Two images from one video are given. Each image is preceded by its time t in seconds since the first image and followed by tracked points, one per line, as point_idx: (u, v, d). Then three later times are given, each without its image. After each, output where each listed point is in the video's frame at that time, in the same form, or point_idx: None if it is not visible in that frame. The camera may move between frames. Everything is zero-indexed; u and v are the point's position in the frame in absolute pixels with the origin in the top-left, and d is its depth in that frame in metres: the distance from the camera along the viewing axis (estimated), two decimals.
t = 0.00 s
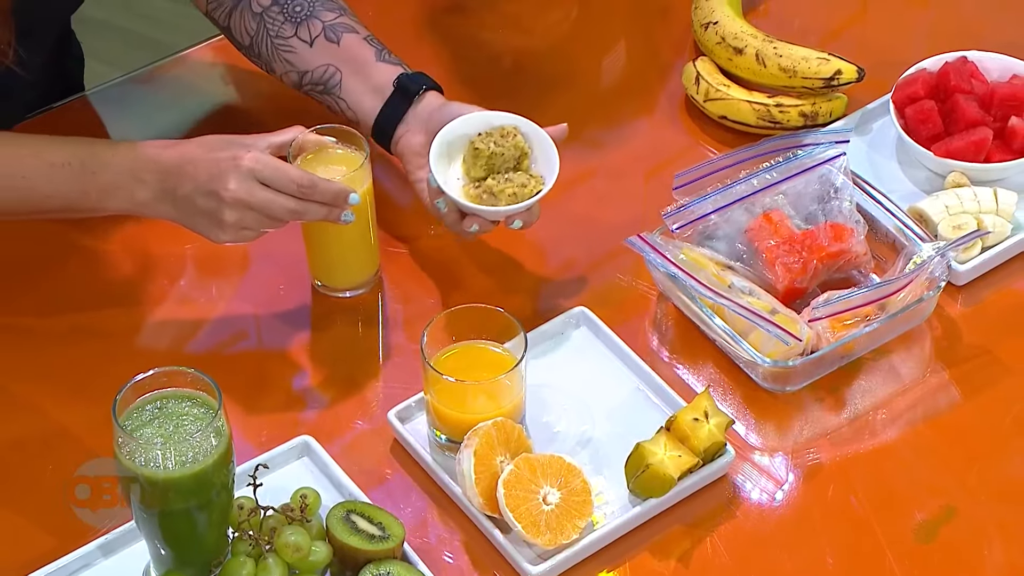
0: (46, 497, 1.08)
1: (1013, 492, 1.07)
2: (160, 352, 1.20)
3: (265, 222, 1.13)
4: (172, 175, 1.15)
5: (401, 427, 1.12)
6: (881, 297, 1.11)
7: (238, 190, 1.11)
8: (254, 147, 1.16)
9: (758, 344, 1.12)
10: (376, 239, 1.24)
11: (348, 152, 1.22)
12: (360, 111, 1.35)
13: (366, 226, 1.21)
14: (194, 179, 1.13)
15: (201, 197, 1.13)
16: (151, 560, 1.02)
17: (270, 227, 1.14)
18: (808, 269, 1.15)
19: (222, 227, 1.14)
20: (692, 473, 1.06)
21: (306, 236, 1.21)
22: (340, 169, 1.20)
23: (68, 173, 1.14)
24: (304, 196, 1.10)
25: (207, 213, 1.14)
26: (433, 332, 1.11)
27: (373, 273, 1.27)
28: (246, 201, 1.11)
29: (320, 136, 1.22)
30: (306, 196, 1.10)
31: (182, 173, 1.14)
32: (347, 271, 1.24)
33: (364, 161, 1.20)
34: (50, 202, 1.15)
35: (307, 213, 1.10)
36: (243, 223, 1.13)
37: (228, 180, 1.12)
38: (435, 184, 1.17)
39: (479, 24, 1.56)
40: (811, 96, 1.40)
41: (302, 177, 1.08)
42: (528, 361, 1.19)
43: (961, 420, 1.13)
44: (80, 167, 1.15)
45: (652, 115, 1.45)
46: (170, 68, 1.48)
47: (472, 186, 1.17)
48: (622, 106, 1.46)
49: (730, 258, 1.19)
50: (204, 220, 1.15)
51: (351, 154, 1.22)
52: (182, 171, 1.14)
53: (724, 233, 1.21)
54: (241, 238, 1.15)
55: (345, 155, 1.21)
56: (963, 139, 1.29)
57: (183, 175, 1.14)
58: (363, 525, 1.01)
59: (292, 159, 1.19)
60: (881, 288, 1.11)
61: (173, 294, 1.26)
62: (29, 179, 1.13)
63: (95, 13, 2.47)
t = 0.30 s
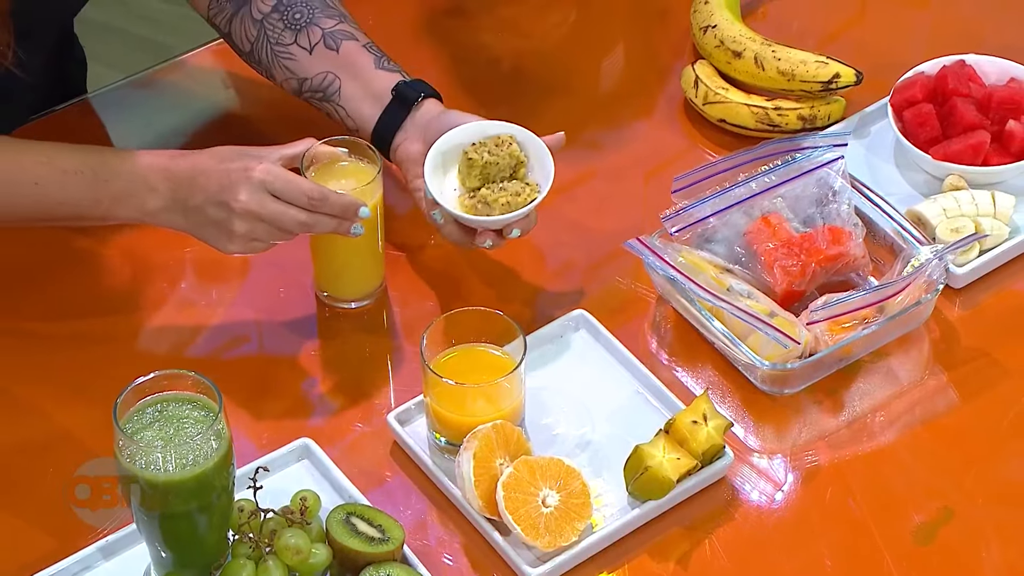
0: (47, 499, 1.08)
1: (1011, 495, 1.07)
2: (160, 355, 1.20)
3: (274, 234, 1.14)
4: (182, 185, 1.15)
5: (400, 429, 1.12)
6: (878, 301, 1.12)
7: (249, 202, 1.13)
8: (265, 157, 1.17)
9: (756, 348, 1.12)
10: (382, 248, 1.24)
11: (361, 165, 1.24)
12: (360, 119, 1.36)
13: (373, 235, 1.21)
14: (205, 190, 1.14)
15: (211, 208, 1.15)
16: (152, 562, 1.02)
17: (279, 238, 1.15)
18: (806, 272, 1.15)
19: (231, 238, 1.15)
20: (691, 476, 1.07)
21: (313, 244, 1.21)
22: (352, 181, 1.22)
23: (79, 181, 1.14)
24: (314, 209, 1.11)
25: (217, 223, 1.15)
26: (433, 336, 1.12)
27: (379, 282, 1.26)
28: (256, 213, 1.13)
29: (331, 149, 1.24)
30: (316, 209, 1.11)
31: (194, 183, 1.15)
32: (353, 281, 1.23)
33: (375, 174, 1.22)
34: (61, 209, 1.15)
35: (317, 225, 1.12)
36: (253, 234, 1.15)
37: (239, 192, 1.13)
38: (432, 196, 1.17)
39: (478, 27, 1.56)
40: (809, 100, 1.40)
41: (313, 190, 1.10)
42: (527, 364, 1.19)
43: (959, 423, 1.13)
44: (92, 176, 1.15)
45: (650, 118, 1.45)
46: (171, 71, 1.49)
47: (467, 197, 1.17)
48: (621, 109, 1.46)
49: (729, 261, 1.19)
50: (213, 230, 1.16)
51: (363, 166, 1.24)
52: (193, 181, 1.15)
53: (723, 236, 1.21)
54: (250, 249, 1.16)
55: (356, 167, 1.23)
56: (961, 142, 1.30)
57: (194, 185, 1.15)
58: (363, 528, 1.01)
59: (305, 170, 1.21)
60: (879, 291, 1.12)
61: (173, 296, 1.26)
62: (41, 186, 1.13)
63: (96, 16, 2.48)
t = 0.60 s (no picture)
0: (46, 500, 1.08)
1: (1010, 496, 1.07)
2: (160, 356, 1.21)
3: (265, 236, 1.14)
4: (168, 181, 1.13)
5: (399, 430, 1.12)
6: (876, 301, 1.12)
7: (241, 206, 1.12)
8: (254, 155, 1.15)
9: (755, 349, 1.12)
10: (382, 252, 1.24)
11: (363, 168, 1.24)
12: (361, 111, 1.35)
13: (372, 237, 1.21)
14: (194, 189, 1.13)
15: (199, 207, 1.14)
16: (152, 563, 1.02)
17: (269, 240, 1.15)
18: (805, 273, 1.16)
19: (219, 238, 1.15)
20: (689, 476, 1.07)
21: (313, 244, 1.22)
22: (354, 183, 1.23)
23: (61, 174, 1.13)
24: (311, 216, 1.12)
25: (204, 222, 1.14)
26: (432, 336, 1.12)
27: (379, 285, 1.26)
28: (249, 216, 1.12)
29: (336, 155, 1.25)
30: (312, 216, 1.12)
31: (184, 180, 1.13)
32: (353, 283, 1.23)
33: (376, 175, 1.22)
34: (42, 203, 1.14)
35: (312, 231, 1.13)
36: (243, 236, 1.14)
37: (231, 194, 1.12)
38: (432, 188, 1.17)
39: (478, 28, 1.57)
40: (808, 101, 1.41)
41: (313, 200, 1.10)
42: (527, 365, 1.19)
43: (957, 424, 1.13)
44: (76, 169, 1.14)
45: (650, 118, 1.45)
46: (171, 71, 1.49)
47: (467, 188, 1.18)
48: (620, 109, 1.46)
49: (728, 262, 1.20)
50: (199, 228, 1.15)
51: (365, 168, 1.24)
52: (179, 177, 1.13)
53: (721, 237, 1.22)
54: (238, 248, 1.16)
55: (359, 169, 1.24)
56: (959, 143, 1.30)
57: (180, 182, 1.13)
58: (362, 529, 1.01)
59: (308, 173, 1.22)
60: (877, 292, 1.12)
61: (173, 297, 1.27)
62: (21, 179, 1.13)
63: (95, 17, 2.48)
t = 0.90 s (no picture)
0: (46, 500, 1.08)
1: (1010, 495, 1.07)
2: (159, 355, 1.21)
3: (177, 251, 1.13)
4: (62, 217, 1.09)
5: (399, 429, 1.12)
6: (876, 300, 1.12)
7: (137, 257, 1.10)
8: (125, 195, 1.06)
9: (754, 347, 1.12)
10: (382, 251, 1.24)
11: (363, 167, 1.24)
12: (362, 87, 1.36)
13: (372, 235, 1.21)
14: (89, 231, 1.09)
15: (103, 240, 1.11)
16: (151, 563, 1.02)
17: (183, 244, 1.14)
18: (804, 272, 1.16)
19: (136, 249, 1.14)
20: (689, 476, 1.07)
21: (313, 243, 1.22)
22: (353, 182, 1.23)
23: None
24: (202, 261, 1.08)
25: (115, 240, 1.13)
26: (432, 335, 1.12)
27: (378, 284, 1.26)
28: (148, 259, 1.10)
29: (336, 154, 1.25)
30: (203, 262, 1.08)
31: (72, 213, 1.08)
32: (353, 283, 1.23)
33: (376, 176, 1.22)
34: None
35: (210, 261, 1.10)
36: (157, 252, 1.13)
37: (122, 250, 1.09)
38: (450, 178, 1.17)
39: (478, 27, 1.56)
40: (807, 100, 1.41)
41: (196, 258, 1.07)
42: (526, 364, 1.19)
43: (957, 423, 1.13)
44: None
45: (649, 117, 1.45)
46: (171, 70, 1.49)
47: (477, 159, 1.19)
48: (620, 108, 1.46)
49: (728, 261, 1.20)
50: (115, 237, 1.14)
51: (365, 167, 1.24)
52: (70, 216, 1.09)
53: (721, 236, 1.21)
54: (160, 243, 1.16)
55: (359, 169, 1.23)
56: (959, 143, 1.30)
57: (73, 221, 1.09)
58: (361, 528, 1.01)
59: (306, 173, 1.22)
60: (877, 290, 1.12)
61: (172, 296, 1.26)
62: None
63: (95, 16, 2.48)
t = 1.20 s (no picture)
0: (45, 499, 1.07)
1: (1010, 495, 1.07)
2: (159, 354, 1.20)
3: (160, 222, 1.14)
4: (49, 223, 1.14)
5: (399, 428, 1.12)
6: (877, 300, 1.12)
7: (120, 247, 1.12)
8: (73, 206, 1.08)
9: (755, 347, 1.12)
10: (381, 250, 1.24)
11: (362, 165, 1.24)
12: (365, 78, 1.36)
13: (371, 235, 1.20)
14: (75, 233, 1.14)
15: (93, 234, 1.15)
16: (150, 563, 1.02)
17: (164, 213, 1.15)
18: (805, 271, 1.15)
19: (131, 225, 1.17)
20: (689, 475, 1.06)
21: (313, 242, 1.22)
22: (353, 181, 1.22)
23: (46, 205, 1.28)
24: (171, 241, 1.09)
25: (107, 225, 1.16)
26: (433, 334, 1.12)
27: (378, 284, 1.26)
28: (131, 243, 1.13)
29: (335, 153, 1.25)
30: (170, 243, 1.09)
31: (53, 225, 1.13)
32: (352, 282, 1.23)
33: (375, 175, 1.22)
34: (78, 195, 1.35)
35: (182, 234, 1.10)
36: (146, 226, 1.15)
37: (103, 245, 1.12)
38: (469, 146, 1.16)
39: (478, 27, 1.56)
40: (808, 98, 1.40)
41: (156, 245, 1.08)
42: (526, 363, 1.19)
43: (957, 423, 1.13)
44: None
45: (650, 117, 1.45)
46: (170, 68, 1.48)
47: (482, 118, 1.19)
48: (620, 107, 1.46)
49: (728, 260, 1.19)
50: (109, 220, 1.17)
51: (364, 165, 1.24)
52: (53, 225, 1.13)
53: (721, 235, 1.21)
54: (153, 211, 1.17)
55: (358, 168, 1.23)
56: (960, 142, 1.30)
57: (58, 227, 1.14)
58: (361, 528, 1.00)
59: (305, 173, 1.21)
60: (878, 290, 1.12)
61: (172, 295, 1.26)
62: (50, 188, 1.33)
63: (95, 16, 2.47)
